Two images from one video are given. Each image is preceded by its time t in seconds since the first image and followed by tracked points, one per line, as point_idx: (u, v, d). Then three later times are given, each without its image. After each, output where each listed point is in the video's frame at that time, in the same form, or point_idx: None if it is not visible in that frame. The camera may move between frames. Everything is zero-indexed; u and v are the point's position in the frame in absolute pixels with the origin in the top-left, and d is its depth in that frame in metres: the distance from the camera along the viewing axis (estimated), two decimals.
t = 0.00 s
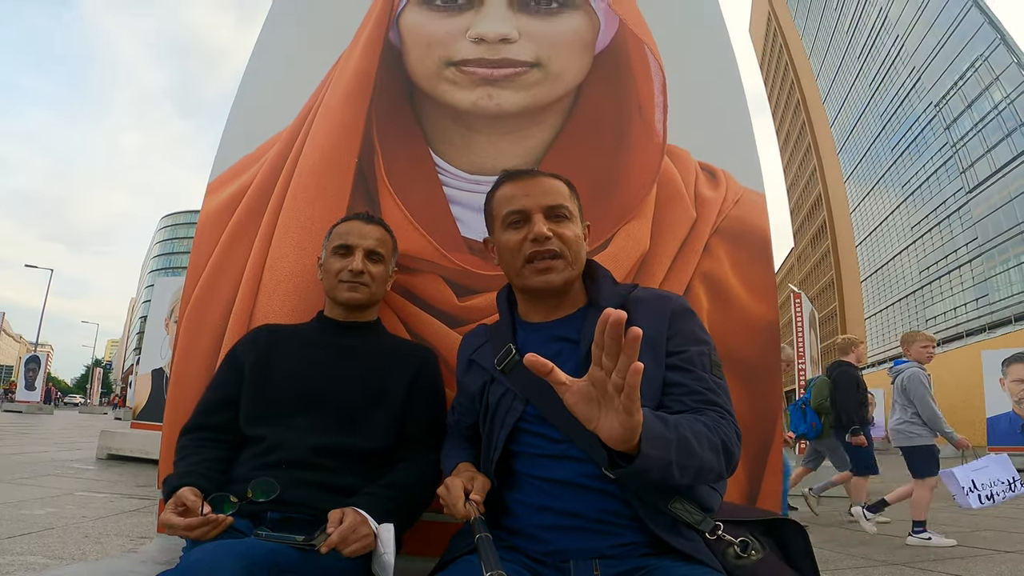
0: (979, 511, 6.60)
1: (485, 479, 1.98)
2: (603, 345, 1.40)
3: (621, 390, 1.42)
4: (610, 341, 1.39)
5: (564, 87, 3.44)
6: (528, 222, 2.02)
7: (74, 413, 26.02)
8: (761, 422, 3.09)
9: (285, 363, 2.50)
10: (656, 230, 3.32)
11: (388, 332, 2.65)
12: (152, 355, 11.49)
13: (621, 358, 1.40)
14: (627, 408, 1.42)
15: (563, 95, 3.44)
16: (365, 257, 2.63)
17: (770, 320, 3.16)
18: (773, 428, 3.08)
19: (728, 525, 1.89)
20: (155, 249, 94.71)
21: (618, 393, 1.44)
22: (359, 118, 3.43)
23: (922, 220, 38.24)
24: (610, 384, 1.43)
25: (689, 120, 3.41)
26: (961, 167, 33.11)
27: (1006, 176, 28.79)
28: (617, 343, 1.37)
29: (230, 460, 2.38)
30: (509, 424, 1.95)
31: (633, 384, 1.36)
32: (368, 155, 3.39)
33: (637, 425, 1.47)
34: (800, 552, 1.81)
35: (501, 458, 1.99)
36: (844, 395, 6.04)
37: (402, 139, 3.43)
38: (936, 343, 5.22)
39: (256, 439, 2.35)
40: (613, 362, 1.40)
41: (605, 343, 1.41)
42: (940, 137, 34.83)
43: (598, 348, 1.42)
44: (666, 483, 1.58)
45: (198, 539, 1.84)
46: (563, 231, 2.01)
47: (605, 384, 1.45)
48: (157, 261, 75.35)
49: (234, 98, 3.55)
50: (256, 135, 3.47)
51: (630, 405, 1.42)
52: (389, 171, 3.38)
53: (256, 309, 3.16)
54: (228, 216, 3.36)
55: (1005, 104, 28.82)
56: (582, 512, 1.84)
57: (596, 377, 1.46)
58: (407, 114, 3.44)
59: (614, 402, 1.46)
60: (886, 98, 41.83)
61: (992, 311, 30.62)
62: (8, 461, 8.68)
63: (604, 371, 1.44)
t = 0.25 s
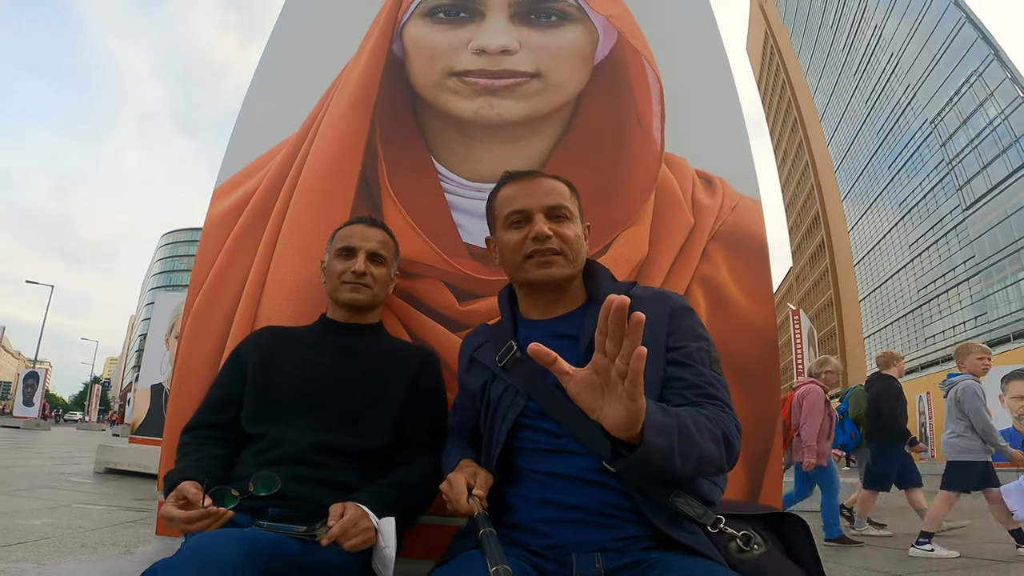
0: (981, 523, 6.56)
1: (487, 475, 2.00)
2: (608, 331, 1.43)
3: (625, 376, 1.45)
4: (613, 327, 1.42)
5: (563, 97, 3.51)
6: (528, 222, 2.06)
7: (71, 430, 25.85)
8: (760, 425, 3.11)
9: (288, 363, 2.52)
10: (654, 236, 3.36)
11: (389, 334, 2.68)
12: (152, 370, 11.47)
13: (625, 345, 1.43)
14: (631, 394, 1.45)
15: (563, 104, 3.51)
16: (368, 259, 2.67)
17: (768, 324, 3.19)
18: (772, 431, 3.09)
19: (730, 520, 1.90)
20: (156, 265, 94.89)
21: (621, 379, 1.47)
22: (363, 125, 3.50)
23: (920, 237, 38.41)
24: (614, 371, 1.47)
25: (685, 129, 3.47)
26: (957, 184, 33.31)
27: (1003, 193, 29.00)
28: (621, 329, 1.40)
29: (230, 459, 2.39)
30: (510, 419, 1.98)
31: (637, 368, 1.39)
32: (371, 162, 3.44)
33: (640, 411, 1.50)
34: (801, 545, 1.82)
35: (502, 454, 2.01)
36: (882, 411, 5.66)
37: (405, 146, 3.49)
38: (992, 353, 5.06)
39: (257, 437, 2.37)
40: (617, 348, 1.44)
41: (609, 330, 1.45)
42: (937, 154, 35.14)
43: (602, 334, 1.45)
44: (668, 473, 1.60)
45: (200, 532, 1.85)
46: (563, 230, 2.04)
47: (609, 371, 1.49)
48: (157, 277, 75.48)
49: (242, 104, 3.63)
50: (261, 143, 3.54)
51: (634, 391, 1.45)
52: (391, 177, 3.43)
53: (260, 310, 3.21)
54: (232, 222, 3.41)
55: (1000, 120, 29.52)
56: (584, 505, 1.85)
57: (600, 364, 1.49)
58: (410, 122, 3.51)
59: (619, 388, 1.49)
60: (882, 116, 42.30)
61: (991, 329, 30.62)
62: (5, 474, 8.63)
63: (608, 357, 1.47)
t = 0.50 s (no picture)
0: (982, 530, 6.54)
1: (490, 464, 2.02)
2: (612, 314, 1.47)
3: (628, 358, 1.48)
4: (617, 310, 1.46)
5: (563, 101, 3.58)
6: (531, 215, 2.10)
7: (66, 443, 25.70)
8: (760, 423, 3.13)
9: (292, 358, 2.56)
10: (654, 237, 3.41)
11: (393, 331, 2.72)
12: (151, 381, 11.42)
13: (629, 327, 1.47)
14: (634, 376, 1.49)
15: (563, 109, 3.57)
16: (372, 256, 2.71)
17: (768, 324, 3.23)
18: (773, 429, 3.11)
19: (734, 509, 1.93)
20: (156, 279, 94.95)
21: (625, 361, 1.51)
22: (368, 127, 3.56)
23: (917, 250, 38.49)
24: (618, 354, 1.50)
25: (684, 133, 3.54)
26: (954, 197, 33.44)
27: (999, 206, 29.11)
28: (626, 311, 1.44)
29: (235, 452, 2.42)
30: (514, 408, 2.01)
31: (640, 349, 1.43)
32: (375, 165, 3.49)
33: (643, 394, 1.53)
34: (806, 534, 1.84)
35: (505, 445, 2.05)
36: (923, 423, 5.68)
37: (409, 150, 3.54)
38: None
39: (261, 429, 2.40)
40: (622, 331, 1.47)
41: (613, 313, 1.49)
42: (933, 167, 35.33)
43: (606, 317, 1.49)
44: (671, 457, 1.63)
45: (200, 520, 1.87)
46: (565, 223, 2.09)
47: (613, 354, 1.53)
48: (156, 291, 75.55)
49: (249, 106, 3.72)
50: (268, 146, 3.60)
51: (638, 373, 1.48)
52: (395, 179, 3.49)
53: (265, 306, 3.25)
54: (239, 222, 3.46)
55: (995, 132, 29.55)
56: (588, 493, 1.88)
57: (603, 347, 1.53)
58: (413, 125, 3.57)
59: (623, 370, 1.53)
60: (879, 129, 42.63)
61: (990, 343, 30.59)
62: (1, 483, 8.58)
63: (612, 341, 1.51)
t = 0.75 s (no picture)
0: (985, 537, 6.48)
1: (495, 462, 2.03)
2: (614, 313, 1.48)
3: (631, 356, 1.49)
4: (620, 309, 1.47)
5: (565, 105, 3.61)
6: (535, 212, 2.13)
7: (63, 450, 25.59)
8: (762, 424, 3.14)
9: (296, 358, 2.57)
10: (655, 239, 3.42)
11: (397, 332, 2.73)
12: (150, 388, 11.38)
13: (631, 325, 1.48)
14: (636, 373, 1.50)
15: (565, 112, 3.61)
16: (376, 257, 2.73)
17: (769, 324, 3.25)
18: (775, 429, 3.12)
19: (739, 505, 1.94)
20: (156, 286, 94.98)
21: (628, 360, 1.52)
22: (371, 130, 3.58)
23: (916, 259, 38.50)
24: (619, 352, 1.51)
25: (684, 137, 3.58)
26: (952, 206, 33.51)
27: (997, 215, 29.14)
28: (628, 309, 1.45)
29: (237, 450, 2.42)
30: (517, 405, 2.03)
31: (642, 348, 1.45)
32: (379, 167, 3.52)
33: (646, 389, 1.55)
34: (809, 530, 1.85)
35: (510, 442, 2.05)
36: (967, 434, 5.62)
37: (412, 153, 3.57)
38: None
39: (265, 427, 2.41)
40: (624, 329, 1.48)
41: (615, 313, 1.50)
42: (931, 175, 35.40)
43: (609, 317, 1.50)
44: (674, 453, 1.64)
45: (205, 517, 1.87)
46: (569, 220, 2.11)
47: (614, 353, 1.53)
48: (156, 298, 75.48)
49: (254, 110, 3.76)
50: (272, 149, 3.64)
51: (641, 370, 1.49)
52: (398, 181, 3.51)
53: (268, 307, 3.26)
54: (243, 224, 3.49)
55: (992, 140, 29.61)
56: (591, 489, 1.89)
57: (605, 347, 1.54)
58: (416, 128, 3.60)
59: (625, 368, 1.54)
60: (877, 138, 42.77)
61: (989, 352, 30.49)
62: None
63: (613, 340, 1.52)
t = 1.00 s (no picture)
0: (988, 549, 6.45)
1: (494, 474, 2.04)
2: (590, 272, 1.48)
3: (608, 316, 1.49)
4: (597, 271, 1.48)
5: (564, 118, 3.66)
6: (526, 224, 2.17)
7: (61, 464, 25.46)
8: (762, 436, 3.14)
9: (296, 370, 2.59)
10: (654, 251, 3.45)
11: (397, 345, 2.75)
12: (152, 402, 11.37)
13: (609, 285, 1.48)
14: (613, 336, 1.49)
15: (563, 126, 3.65)
16: (376, 272, 2.74)
17: (768, 336, 3.26)
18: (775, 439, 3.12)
19: (737, 515, 1.95)
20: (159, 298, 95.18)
21: (607, 323, 1.51)
22: (371, 143, 3.62)
23: (915, 269, 38.47)
24: (597, 313, 1.51)
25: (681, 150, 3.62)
26: (950, 217, 33.43)
27: (996, 225, 29.13)
28: (604, 269, 1.45)
29: (238, 461, 2.43)
30: (517, 413, 2.04)
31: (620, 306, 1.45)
32: (379, 181, 3.55)
33: (625, 356, 1.53)
34: (808, 541, 1.87)
35: (509, 451, 2.07)
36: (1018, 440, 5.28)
37: (413, 167, 3.61)
38: None
39: (266, 439, 2.42)
40: (602, 292, 1.49)
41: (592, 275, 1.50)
42: (929, 185, 35.45)
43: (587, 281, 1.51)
44: (665, 432, 1.64)
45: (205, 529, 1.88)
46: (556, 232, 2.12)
47: (593, 316, 1.52)
48: (157, 310, 75.55)
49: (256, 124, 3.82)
50: (274, 163, 3.68)
51: (619, 331, 1.48)
52: (398, 195, 3.54)
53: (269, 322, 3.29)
54: (244, 237, 3.52)
55: (989, 150, 29.66)
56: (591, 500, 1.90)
57: (585, 311, 1.53)
58: (416, 143, 3.64)
59: (603, 331, 1.53)
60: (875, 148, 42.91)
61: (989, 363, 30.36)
62: None
63: (593, 302, 1.51)
